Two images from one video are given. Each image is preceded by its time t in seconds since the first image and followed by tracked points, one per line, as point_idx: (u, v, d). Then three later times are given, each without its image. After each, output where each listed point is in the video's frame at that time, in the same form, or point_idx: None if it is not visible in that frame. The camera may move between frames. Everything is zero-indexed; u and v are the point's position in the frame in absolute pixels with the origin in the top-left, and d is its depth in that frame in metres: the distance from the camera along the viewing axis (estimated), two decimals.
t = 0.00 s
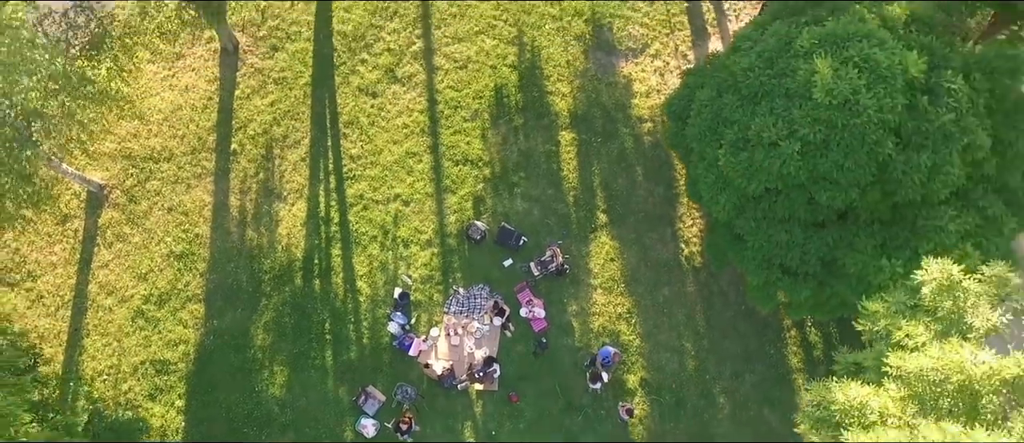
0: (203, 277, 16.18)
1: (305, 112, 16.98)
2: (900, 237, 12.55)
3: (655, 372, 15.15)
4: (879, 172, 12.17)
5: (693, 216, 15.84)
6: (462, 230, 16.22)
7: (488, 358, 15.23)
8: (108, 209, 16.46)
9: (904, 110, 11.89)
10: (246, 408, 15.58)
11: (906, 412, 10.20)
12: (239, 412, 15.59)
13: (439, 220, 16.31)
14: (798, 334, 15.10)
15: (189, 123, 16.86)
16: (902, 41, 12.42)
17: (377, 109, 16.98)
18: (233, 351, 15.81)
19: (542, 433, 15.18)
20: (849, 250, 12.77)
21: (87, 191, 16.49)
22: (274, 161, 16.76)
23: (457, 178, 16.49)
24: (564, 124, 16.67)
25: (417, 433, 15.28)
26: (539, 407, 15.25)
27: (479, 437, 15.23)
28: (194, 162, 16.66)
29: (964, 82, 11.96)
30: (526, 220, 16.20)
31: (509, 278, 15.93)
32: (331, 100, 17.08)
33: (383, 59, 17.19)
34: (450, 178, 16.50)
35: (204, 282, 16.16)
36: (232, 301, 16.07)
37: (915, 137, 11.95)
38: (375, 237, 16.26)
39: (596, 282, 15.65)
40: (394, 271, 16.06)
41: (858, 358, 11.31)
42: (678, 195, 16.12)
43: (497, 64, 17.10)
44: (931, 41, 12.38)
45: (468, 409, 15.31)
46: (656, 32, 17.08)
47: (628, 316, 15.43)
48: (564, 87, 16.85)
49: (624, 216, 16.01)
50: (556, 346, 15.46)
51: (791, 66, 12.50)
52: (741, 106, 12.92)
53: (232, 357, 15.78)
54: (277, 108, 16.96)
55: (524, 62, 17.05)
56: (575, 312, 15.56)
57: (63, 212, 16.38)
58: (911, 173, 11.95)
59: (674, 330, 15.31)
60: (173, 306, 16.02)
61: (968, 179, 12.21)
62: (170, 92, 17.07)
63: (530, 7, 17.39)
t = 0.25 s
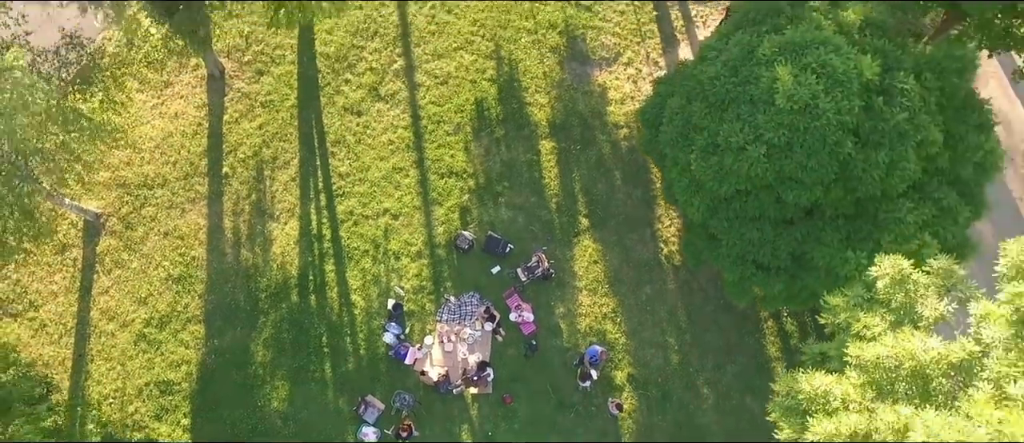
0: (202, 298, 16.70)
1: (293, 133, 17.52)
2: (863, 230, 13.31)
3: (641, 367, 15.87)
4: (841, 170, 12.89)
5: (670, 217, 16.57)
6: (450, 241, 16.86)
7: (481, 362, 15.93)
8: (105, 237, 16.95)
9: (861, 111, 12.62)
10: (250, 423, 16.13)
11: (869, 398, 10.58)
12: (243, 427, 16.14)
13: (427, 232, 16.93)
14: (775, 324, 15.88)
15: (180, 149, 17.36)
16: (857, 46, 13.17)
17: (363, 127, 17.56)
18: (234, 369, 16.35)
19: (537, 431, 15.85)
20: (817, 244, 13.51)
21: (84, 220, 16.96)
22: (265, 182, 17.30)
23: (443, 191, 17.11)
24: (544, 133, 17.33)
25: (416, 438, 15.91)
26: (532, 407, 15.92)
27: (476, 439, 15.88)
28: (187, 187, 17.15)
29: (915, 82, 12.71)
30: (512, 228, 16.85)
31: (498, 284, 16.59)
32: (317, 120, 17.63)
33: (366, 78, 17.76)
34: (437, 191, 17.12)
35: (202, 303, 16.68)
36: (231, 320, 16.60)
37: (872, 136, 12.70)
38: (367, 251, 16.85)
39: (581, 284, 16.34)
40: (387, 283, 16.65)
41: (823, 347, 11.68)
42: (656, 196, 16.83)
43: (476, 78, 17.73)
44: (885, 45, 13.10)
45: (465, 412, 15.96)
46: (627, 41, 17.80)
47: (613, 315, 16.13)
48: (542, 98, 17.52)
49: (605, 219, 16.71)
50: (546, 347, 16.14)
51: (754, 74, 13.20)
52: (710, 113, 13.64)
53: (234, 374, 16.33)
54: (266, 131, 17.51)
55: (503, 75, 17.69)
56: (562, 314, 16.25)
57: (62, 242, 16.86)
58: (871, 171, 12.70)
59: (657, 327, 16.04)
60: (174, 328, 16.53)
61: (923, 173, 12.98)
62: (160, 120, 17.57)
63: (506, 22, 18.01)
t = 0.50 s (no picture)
0: (200, 318, 17.16)
1: (282, 153, 18.01)
2: (832, 224, 14.01)
3: (629, 364, 16.53)
4: (808, 169, 13.56)
5: (651, 217, 17.21)
6: (440, 250, 17.43)
7: (475, 366, 16.53)
8: (103, 263, 17.36)
9: (824, 112, 13.30)
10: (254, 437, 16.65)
11: (837, 385, 11.21)
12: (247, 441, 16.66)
13: (417, 243, 17.48)
14: (754, 316, 16.61)
15: (173, 173, 17.81)
16: (818, 50, 13.86)
17: (350, 144, 18.07)
18: (236, 385, 16.85)
19: (532, 430, 16.49)
20: (789, 239, 14.19)
21: (81, 247, 17.36)
22: (257, 202, 17.77)
23: (431, 202, 17.67)
24: (525, 142, 17.93)
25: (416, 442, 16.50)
26: (526, 407, 16.56)
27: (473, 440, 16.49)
28: (181, 210, 17.60)
29: (874, 83, 13.41)
30: (499, 235, 17.44)
31: (488, 290, 17.19)
32: (305, 139, 18.12)
33: (350, 96, 18.27)
34: (425, 203, 17.67)
35: (201, 323, 17.13)
36: (230, 338, 17.08)
37: (836, 135, 13.39)
38: (360, 264, 17.37)
39: (567, 286, 16.97)
40: (381, 294, 17.19)
41: (795, 339, 12.25)
42: (636, 198, 17.49)
43: (458, 91, 18.30)
44: (844, 47, 13.80)
45: (461, 415, 16.57)
46: (602, 49, 18.44)
47: (600, 315, 16.78)
48: (522, 108, 18.12)
49: (588, 223, 17.34)
50: (537, 349, 16.76)
51: (722, 80, 13.83)
52: (682, 120, 14.29)
53: (236, 390, 16.83)
54: (255, 152, 17.98)
55: (483, 87, 18.27)
56: (551, 316, 16.87)
57: (61, 270, 17.25)
58: (836, 168, 13.37)
59: (643, 324, 16.71)
60: (175, 348, 16.98)
61: (886, 167, 13.69)
62: (151, 146, 18.02)
63: (483, 35, 18.58)
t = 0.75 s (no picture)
0: (197, 343, 17.63)
1: (267, 177, 18.52)
2: (797, 216, 14.79)
3: (614, 360, 17.27)
4: (770, 167, 14.33)
5: (626, 218, 17.94)
6: (427, 262, 18.04)
7: (467, 372, 17.19)
8: (97, 295, 17.79)
9: (782, 112, 14.07)
10: None
11: (802, 372, 11.90)
12: None
13: (404, 256, 18.08)
14: (730, 306, 17.44)
15: (161, 203, 18.28)
16: (773, 53, 14.64)
17: (333, 164, 18.60)
18: (236, 405, 17.38)
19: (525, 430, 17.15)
20: (757, 234, 14.97)
21: (75, 281, 17.78)
22: (246, 226, 18.28)
23: (415, 216, 18.27)
24: (503, 152, 18.58)
25: None
26: (518, 408, 17.22)
27: None
28: (172, 238, 18.07)
29: (827, 82, 14.20)
30: (482, 244, 18.08)
31: (475, 298, 17.83)
32: (289, 162, 18.64)
33: (330, 118, 18.80)
34: (409, 217, 18.26)
35: (198, 347, 17.61)
36: (228, 360, 17.57)
37: (795, 133, 14.16)
38: (350, 280, 17.94)
39: (551, 289, 17.67)
40: (372, 308, 17.78)
41: (764, 330, 12.95)
42: (612, 201, 18.22)
43: (434, 107, 18.91)
44: (798, 50, 14.59)
45: (457, 420, 17.20)
46: (571, 58, 19.13)
47: (584, 315, 17.48)
48: (498, 120, 18.77)
49: (567, 227, 18.05)
50: (525, 351, 17.44)
51: (685, 87, 14.57)
52: (650, 126, 15.00)
53: (237, 410, 17.37)
54: (241, 178, 18.49)
55: (459, 102, 18.89)
56: (537, 319, 17.55)
57: (56, 304, 17.65)
58: (796, 164, 14.12)
59: (625, 321, 17.46)
60: (174, 374, 17.45)
61: (843, 161, 14.50)
62: (138, 177, 18.45)
63: (456, 51, 19.19)
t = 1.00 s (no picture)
0: (196, 365, 18.10)
1: (256, 198, 19.00)
2: (768, 212, 15.52)
3: (603, 357, 17.96)
4: (740, 167, 15.04)
5: (606, 220, 18.61)
6: (417, 273, 18.60)
7: (461, 377, 17.76)
8: (95, 323, 18.24)
9: (747, 115, 14.78)
10: None
11: (775, 363, 12.53)
12: None
13: (395, 268, 18.64)
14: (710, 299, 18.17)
15: (154, 229, 18.72)
16: (737, 58, 15.36)
17: (320, 182, 19.10)
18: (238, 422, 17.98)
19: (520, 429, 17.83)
20: (731, 231, 15.69)
21: (73, 311, 18.21)
22: (238, 247, 18.78)
23: (403, 229, 18.81)
24: (484, 163, 19.19)
25: None
26: (512, 409, 17.91)
27: None
28: (166, 263, 18.52)
29: (788, 83, 14.92)
30: (470, 253, 18.67)
31: (465, 305, 18.42)
32: (277, 182, 19.12)
33: (315, 137, 19.29)
34: (397, 230, 18.81)
35: (197, 369, 18.09)
36: (228, 378, 18.11)
37: (761, 134, 14.87)
38: (343, 294, 18.46)
39: (538, 293, 18.30)
40: (366, 321, 18.31)
41: (738, 325, 13.56)
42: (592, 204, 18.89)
43: (416, 122, 19.46)
44: (760, 54, 15.30)
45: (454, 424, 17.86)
46: (545, 68, 19.75)
47: (571, 316, 18.15)
48: (478, 131, 19.37)
49: (551, 232, 18.69)
50: (517, 354, 18.09)
51: (656, 95, 15.24)
52: (625, 133, 15.66)
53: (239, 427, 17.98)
54: (230, 200, 18.96)
55: (439, 115, 19.45)
56: (527, 322, 18.19)
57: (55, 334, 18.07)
58: (764, 163, 14.85)
59: (611, 319, 18.14)
60: (176, 395, 17.96)
61: (808, 157, 15.24)
62: (129, 205, 18.91)
63: (434, 66, 19.74)
